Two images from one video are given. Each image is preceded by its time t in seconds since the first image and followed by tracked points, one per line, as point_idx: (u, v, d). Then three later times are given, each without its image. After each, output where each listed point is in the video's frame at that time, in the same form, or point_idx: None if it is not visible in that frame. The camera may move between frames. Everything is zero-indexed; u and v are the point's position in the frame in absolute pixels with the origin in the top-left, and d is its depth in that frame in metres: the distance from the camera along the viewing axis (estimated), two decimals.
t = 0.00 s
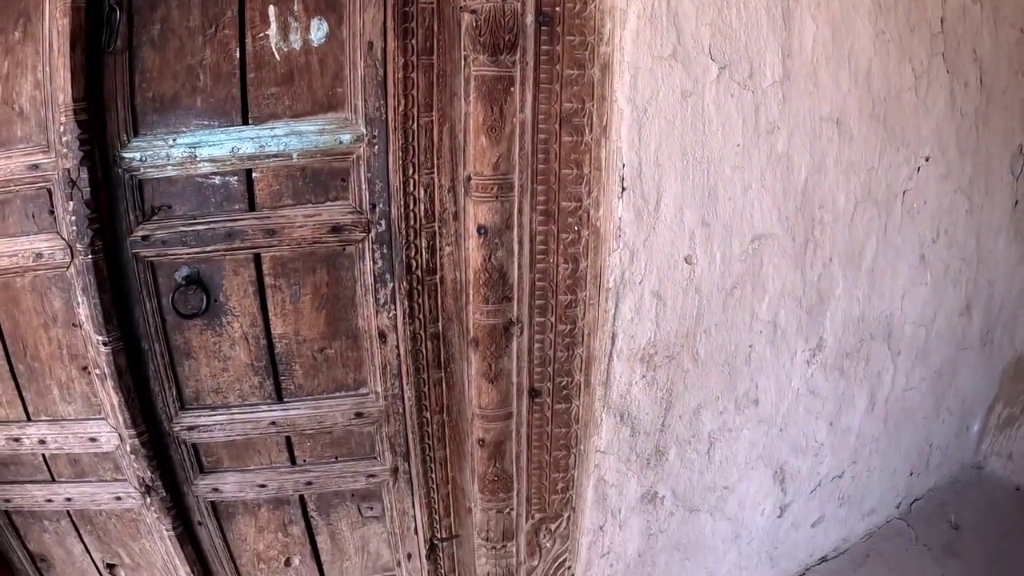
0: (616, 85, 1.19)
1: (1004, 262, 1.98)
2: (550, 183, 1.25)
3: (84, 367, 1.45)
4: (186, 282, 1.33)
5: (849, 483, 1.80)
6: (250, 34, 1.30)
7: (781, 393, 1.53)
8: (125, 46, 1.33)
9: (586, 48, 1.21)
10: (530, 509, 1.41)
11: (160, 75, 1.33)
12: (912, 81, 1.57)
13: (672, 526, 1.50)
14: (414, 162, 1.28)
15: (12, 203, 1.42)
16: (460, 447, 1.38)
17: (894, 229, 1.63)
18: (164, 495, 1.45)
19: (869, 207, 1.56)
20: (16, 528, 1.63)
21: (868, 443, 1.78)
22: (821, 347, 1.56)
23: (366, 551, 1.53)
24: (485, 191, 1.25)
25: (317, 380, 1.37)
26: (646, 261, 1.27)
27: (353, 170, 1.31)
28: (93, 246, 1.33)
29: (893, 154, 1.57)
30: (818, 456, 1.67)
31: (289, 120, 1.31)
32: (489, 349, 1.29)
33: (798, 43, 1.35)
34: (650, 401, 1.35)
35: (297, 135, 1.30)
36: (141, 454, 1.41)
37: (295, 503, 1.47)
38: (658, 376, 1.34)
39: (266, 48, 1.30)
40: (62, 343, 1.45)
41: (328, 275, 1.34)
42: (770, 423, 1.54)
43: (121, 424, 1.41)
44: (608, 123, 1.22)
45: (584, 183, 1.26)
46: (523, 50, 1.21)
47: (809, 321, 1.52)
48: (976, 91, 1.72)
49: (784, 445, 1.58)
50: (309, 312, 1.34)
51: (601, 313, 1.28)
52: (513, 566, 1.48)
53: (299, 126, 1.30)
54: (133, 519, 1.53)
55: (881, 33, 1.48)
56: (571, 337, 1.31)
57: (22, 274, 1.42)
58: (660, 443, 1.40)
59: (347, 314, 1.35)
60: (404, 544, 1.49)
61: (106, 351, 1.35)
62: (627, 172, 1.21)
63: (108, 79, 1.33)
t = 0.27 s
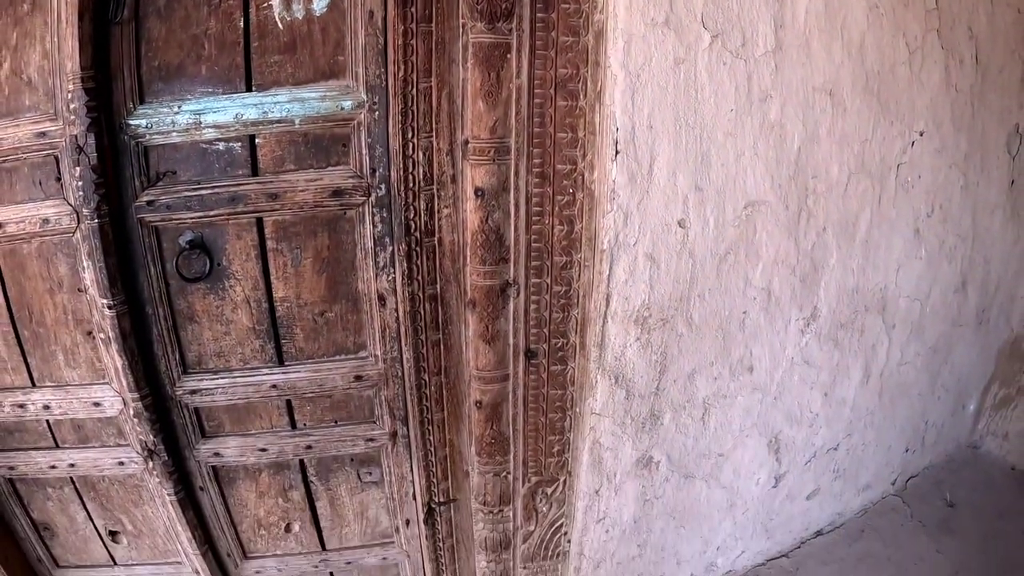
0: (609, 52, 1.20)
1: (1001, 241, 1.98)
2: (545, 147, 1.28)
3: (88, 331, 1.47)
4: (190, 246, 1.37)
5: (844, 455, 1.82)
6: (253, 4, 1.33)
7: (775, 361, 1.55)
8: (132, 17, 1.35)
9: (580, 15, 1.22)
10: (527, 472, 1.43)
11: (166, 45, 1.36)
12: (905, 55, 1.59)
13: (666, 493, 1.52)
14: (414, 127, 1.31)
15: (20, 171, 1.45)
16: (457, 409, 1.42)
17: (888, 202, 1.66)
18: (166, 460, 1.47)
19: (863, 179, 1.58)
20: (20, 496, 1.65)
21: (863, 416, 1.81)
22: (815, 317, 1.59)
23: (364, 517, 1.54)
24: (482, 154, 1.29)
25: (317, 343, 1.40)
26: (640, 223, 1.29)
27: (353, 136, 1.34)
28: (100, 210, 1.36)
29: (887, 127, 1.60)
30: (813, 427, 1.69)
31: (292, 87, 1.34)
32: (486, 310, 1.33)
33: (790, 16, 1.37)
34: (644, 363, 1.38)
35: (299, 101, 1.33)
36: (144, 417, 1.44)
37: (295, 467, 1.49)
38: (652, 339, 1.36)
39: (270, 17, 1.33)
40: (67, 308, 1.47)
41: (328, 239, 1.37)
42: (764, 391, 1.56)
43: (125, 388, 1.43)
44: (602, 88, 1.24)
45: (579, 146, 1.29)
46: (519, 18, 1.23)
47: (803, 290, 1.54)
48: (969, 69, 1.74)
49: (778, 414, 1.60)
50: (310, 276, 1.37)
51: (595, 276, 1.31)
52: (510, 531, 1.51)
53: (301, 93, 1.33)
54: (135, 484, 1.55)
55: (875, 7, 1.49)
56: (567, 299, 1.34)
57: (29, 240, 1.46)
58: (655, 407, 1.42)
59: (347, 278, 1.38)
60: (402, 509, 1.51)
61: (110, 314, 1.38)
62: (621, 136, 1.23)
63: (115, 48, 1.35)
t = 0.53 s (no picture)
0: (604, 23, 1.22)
1: (999, 222, 1.97)
2: (541, 116, 1.30)
3: (94, 303, 1.50)
4: (194, 217, 1.40)
5: (840, 431, 1.84)
6: None
7: (771, 332, 1.57)
8: None
9: None
10: (525, 440, 1.45)
11: (170, 19, 1.38)
12: (901, 32, 1.60)
13: (663, 463, 1.54)
14: (414, 98, 1.33)
15: (28, 145, 1.48)
16: (456, 377, 1.43)
17: (883, 177, 1.68)
18: (169, 429, 1.49)
19: (858, 153, 1.61)
20: (26, 469, 1.67)
21: (859, 391, 1.83)
22: (811, 290, 1.61)
23: (365, 487, 1.56)
24: (480, 123, 1.31)
25: (319, 312, 1.42)
26: (636, 191, 1.32)
27: (355, 108, 1.37)
28: (106, 181, 1.39)
29: (882, 102, 1.62)
30: (810, 400, 1.71)
31: (294, 60, 1.36)
32: (485, 278, 1.35)
33: None
34: (640, 331, 1.40)
35: (302, 74, 1.35)
36: (148, 386, 1.46)
37: (296, 437, 1.51)
38: (648, 307, 1.39)
39: None
40: (73, 280, 1.50)
41: (330, 209, 1.40)
42: (760, 362, 1.57)
43: (129, 357, 1.46)
44: (597, 59, 1.25)
45: (575, 116, 1.31)
46: None
47: (799, 262, 1.57)
48: (966, 49, 1.74)
49: (774, 386, 1.62)
50: (311, 245, 1.40)
51: (591, 242, 1.34)
52: (509, 500, 1.53)
53: (303, 65, 1.35)
54: (139, 455, 1.57)
55: None
56: (564, 266, 1.36)
57: (36, 212, 1.49)
58: (652, 376, 1.44)
59: (348, 248, 1.41)
60: (402, 479, 1.54)
61: (115, 284, 1.40)
62: (616, 105, 1.25)
63: (120, 22, 1.37)
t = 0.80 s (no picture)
0: None
1: (999, 204, 1.95)
2: (540, 93, 1.31)
3: (101, 281, 1.53)
4: (200, 195, 1.42)
5: (839, 411, 1.86)
6: None
7: (768, 310, 1.59)
8: None
9: None
10: (525, 414, 1.49)
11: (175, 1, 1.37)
12: (900, 14, 1.59)
13: (662, 438, 1.56)
14: (415, 76, 1.35)
15: (35, 126, 1.49)
16: (457, 351, 1.48)
17: (881, 158, 1.68)
18: (176, 405, 1.51)
19: (855, 134, 1.62)
20: (33, 449, 1.69)
21: (857, 371, 1.84)
22: (808, 269, 1.63)
23: (368, 464, 1.61)
24: (479, 101, 1.33)
25: (322, 289, 1.46)
26: (633, 167, 1.34)
27: (357, 87, 1.39)
28: (113, 162, 1.39)
29: (880, 83, 1.61)
30: (807, 378, 1.73)
31: (297, 41, 1.37)
32: (485, 253, 1.38)
33: None
34: (639, 306, 1.42)
35: (305, 54, 1.37)
36: (154, 363, 1.48)
37: (300, 413, 1.54)
38: (646, 282, 1.41)
39: None
40: (80, 259, 1.53)
41: (332, 187, 1.42)
42: (758, 339, 1.59)
43: (136, 334, 1.47)
44: (595, 38, 1.27)
45: (573, 93, 1.33)
46: None
47: (795, 240, 1.59)
48: (964, 30, 1.71)
49: (771, 364, 1.64)
50: (315, 222, 1.43)
51: (589, 217, 1.37)
52: (509, 475, 1.56)
53: (306, 46, 1.37)
54: (146, 432, 1.61)
55: None
56: (562, 241, 1.39)
57: (44, 192, 1.51)
58: (650, 351, 1.46)
59: (351, 225, 1.44)
60: (404, 454, 1.57)
61: (123, 262, 1.42)
62: (613, 83, 1.27)
63: (126, 3, 1.35)
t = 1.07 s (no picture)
0: None
1: (1001, 187, 1.96)
2: (543, 68, 1.32)
3: (110, 258, 1.55)
4: (207, 171, 1.44)
5: (840, 390, 1.87)
6: None
7: (770, 287, 1.60)
8: None
9: None
10: (528, 388, 1.51)
11: None
12: None
13: (664, 413, 1.58)
14: (418, 52, 1.35)
15: (44, 106, 1.50)
16: (461, 324, 1.49)
17: (883, 137, 1.70)
18: (183, 379, 1.53)
19: (857, 112, 1.63)
20: (43, 427, 1.71)
21: (859, 350, 1.85)
22: (810, 246, 1.64)
23: (373, 438, 1.63)
24: (483, 77, 1.34)
25: (328, 264, 1.48)
26: (634, 141, 1.35)
27: (362, 64, 1.40)
28: (121, 139, 1.41)
29: (882, 62, 1.62)
30: (809, 356, 1.74)
31: (303, 19, 1.39)
32: (489, 226, 1.40)
33: None
34: (641, 279, 1.43)
35: (310, 32, 1.38)
36: (163, 337, 1.50)
37: (306, 387, 1.56)
38: (648, 257, 1.43)
39: None
40: (89, 236, 1.55)
41: (338, 162, 1.44)
42: (760, 315, 1.61)
43: (144, 310, 1.49)
44: (597, 13, 1.28)
45: (575, 69, 1.33)
46: None
47: (797, 217, 1.60)
48: (967, 11, 1.72)
49: (773, 341, 1.66)
50: (321, 198, 1.45)
51: (591, 190, 1.38)
52: (513, 449, 1.57)
53: (312, 23, 1.39)
54: (154, 408, 1.63)
55: None
56: (564, 215, 1.41)
57: (54, 170, 1.52)
58: (652, 325, 1.48)
59: (356, 200, 1.46)
60: (409, 428, 1.59)
61: (132, 238, 1.44)
62: (615, 58, 1.28)
63: None
